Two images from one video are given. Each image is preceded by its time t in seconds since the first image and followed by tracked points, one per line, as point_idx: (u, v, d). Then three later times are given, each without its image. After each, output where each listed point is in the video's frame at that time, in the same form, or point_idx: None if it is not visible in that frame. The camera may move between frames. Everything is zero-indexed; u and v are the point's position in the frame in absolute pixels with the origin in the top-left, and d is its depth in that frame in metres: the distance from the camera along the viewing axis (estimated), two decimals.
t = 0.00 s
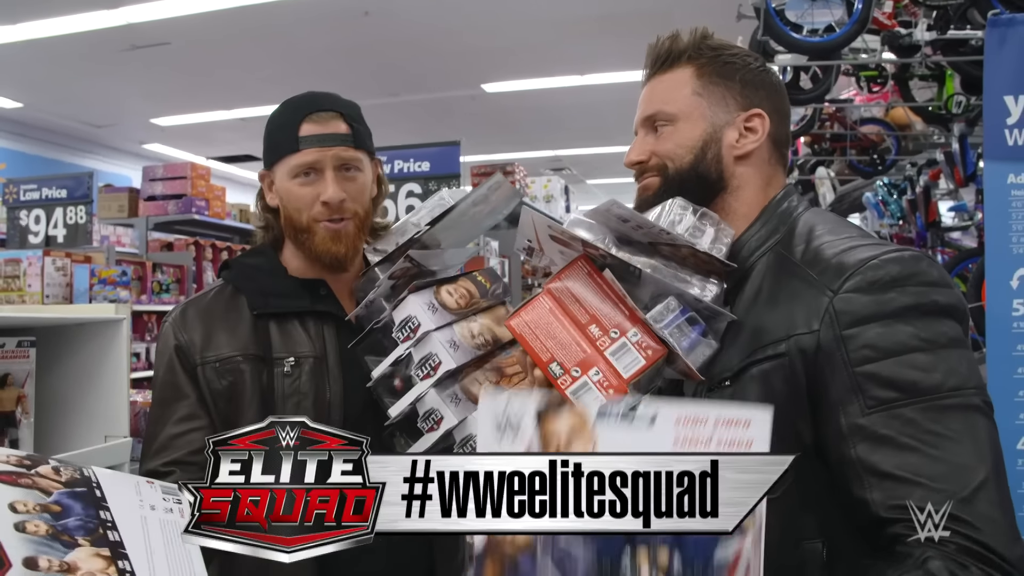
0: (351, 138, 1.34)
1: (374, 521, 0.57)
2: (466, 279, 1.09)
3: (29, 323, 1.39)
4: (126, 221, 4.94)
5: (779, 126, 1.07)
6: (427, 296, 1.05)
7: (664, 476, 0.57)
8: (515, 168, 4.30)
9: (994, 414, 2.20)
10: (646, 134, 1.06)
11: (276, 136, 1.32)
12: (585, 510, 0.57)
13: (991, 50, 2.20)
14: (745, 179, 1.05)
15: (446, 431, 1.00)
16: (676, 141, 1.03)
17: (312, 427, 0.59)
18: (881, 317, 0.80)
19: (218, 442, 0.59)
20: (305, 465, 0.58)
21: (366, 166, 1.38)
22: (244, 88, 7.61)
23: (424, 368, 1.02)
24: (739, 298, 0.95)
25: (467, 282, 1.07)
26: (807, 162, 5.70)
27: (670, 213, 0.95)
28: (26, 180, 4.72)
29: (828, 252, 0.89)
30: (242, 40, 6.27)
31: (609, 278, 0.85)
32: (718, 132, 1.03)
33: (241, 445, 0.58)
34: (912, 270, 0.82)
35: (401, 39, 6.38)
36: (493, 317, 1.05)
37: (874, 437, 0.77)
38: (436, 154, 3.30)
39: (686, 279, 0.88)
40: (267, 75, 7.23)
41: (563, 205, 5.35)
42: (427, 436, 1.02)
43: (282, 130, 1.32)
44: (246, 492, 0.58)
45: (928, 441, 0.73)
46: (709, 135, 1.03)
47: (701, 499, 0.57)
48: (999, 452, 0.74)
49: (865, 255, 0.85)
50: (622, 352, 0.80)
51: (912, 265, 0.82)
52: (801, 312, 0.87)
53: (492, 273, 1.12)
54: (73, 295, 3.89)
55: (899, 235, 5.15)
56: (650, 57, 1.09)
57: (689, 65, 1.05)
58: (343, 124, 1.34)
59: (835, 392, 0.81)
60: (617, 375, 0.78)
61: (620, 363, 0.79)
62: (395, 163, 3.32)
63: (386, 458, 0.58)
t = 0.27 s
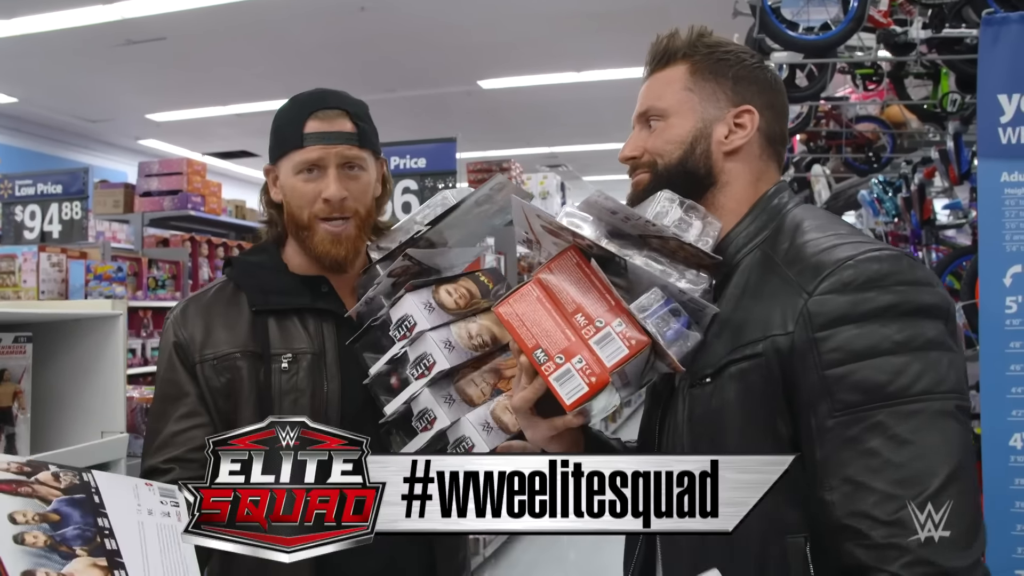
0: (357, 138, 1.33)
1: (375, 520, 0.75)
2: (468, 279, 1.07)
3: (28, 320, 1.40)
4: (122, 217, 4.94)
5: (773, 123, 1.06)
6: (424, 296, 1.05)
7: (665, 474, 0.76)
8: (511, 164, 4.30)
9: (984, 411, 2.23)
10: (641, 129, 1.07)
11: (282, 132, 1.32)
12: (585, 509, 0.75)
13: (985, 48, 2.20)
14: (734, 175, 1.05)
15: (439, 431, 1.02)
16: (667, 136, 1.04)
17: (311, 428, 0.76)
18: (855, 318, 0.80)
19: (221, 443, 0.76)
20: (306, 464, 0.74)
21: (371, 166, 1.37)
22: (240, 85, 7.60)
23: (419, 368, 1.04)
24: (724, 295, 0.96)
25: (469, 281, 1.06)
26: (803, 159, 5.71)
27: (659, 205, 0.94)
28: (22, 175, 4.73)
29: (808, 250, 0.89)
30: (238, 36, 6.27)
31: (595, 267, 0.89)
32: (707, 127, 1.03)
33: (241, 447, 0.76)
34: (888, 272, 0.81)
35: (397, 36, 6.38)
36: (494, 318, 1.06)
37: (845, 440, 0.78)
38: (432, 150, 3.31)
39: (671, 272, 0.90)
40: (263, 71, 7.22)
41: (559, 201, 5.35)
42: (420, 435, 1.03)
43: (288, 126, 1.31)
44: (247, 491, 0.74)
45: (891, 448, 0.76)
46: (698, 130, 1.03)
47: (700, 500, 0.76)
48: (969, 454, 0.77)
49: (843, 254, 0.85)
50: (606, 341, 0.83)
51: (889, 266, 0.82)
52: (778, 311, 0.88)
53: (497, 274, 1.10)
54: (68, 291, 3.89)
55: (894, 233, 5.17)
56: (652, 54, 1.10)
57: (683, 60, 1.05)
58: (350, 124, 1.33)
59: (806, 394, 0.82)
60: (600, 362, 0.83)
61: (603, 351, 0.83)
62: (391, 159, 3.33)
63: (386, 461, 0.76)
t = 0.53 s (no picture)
0: (357, 132, 1.32)
1: (375, 520, 0.74)
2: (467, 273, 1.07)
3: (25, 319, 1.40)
4: (118, 216, 4.93)
5: (756, 121, 1.08)
6: (420, 292, 1.04)
7: (665, 475, 0.75)
8: (508, 163, 4.29)
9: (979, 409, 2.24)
10: (624, 131, 1.07)
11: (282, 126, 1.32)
12: (585, 509, 0.74)
13: (979, 48, 2.20)
14: (718, 175, 1.06)
15: (435, 427, 1.01)
16: (649, 137, 1.04)
17: (312, 427, 0.76)
18: (831, 315, 0.81)
19: (221, 442, 0.76)
20: (306, 464, 0.75)
21: (370, 160, 1.36)
22: (237, 83, 7.60)
23: (414, 364, 1.03)
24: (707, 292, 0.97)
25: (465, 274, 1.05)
26: (800, 158, 5.72)
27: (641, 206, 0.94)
28: (18, 174, 4.70)
29: (789, 247, 0.91)
30: (234, 35, 6.26)
31: (580, 270, 0.88)
32: (690, 128, 1.04)
33: (241, 445, 0.76)
34: (864, 269, 0.82)
35: (393, 35, 6.38)
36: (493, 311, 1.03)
37: (817, 439, 0.78)
38: (429, 149, 3.31)
39: (656, 271, 0.90)
40: (259, 70, 7.22)
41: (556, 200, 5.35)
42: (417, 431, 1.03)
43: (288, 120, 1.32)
44: (247, 491, 0.75)
45: (862, 446, 0.76)
46: (682, 131, 1.04)
47: (701, 500, 0.74)
48: (946, 449, 0.77)
49: (822, 250, 0.86)
50: (592, 343, 0.84)
51: (865, 263, 0.83)
52: (758, 309, 0.89)
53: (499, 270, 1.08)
54: (65, 291, 3.88)
55: (890, 231, 5.19)
56: (634, 56, 1.11)
57: (665, 62, 1.06)
58: (350, 118, 1.33)
59: (783, 392, 0.83)
60: (586, 365, 0.83)
61: (589, 353, 0.83)
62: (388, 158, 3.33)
63: (387, 460, 0.74)
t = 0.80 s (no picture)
0: (355, 126, 1.33)
1: (375, 520, 0.74)
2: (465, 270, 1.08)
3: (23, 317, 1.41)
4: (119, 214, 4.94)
5: (742, 123, 1.08)
6: (415, 288, 1.04)
7: (665, 476, 0.76)
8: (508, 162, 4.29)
9: (978, 408, 2.24)
10: (611, 135, 1.07)
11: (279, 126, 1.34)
12: (585, 509, 0.75)
13: (979, 48, 2.20)
14: (704, 176, 1.06)
15: (434, 424, 1.01)
16: (635, 139, 1.04)
17: (312, 428, 0.76)
18: (814, 316, 0.80)
19: (221, 443, 0.76)
20: (306, 464, 0.75)
21: (364, 157, 1.37)
22: (237, 82, 7.59)
23: (410, 361, 1.02)
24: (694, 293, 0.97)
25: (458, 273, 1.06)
26: (800, 157, 5.73)
27: (626, 210, 0.94)
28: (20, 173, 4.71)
29: (773, 246, 0.90)
30: (235, 34, 6.26)
31: (567, 274, 0.89)
32: (675, 130, 1.04)
33: (242, 446, 0.76)
34: (848, 268, 0.81)
35: (394, 33, 6.37)
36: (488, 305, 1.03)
37: (803, 440, 0.77)
38: (429, 148, 3.32)
39: (645, 274, 0.90)
40: (259, 69, 7.22)
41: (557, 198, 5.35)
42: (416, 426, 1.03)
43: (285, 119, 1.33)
44: (247, 491, 0.75)
45: (847, 446, 0.75)
46: (667, 133, 1.04)
47: (701, 500, 0.76)
48: (935, 450, 0.76)
49: (805, 250, 0.85)
50: (580, 347, 0.84)
51: (850, 263, 0.82)
52: (742, 310, 0.89)
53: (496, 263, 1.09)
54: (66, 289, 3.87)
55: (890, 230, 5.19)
56: (620, 59, 1.11)
57: (650, 65, 1.06)
58: (348, 113, 1.33)
59: (768, 393, 0.82)
60: (574, 369, 0.84)
61: (578, 357, 0.84)
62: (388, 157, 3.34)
63: (387, 461, 0.75)
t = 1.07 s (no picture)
0: (361, 135, 1.33)
1: (374, 520, 0.71)
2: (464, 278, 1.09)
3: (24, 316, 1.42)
4: (122, 214, 4.94)
5: (740, 123, 1.08)
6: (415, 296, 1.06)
7: (665, 475, 0.72)
8: (510, 162, 4.28)
9: (981, 409, 2.23)
10: (609, 135, 1.08)
11: (286, 129, 1.34)
12: (586, 509, 0.72)
13: (982, 48, 2.20)
14: (702, 177, 1.06)
15: (429, 431, 1.01)
16: (633, 140, 1.05)
17: (313, 428, 0.72)
18: (811, 317, 0.80)
19: (220, 442, 0.71)
20: (306, 464, 0.71)
21: (373, 164, 1.37)
22: (240, 82, 7.60)
23: (409, 370, 1.04)
24: (692, 294, 0.97)
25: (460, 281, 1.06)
26: (803, 157, 5.72)
27: (623, 212, 0.94)
28: (23, 173, 4.73)
29: (771, 247, 0.90)
30: (238, 34, 6.27)
31: (564, 275, 0.89)
32: (673, 130, 1.04)
33: (242, 445, 0.71)
34: (846, 270, 0.81)
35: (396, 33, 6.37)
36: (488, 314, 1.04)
37: (799, 443, 0.77)
38: (432, 148, 3.32)
39: (643, 277, 0.90)
40: (263, 69, 7.22)
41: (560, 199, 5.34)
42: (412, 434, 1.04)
43: (291, 122, 1.33)
44: (247, 491, 0.70)
45: (842, 450, 0.74)
46: (665, 133, 1.04)
47: (701, 500, 0.72)
48: (933, 453, 0.75)
49: (803, 251, 0.85)
50: (576, 349, 0.84)
51: (847, 264, 0.82)
52: (738, 310, 0.88)
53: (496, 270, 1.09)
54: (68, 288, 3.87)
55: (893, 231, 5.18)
56: (618, 59, 1.11)
57: (648, 64, 1.06)
58: (355, 122, 1.33)
59: (765, 394, 0.82)
60: (570, 370, 0.83)
61: (574, 359, 0.84)
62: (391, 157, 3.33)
63: (387, 460, 0.72)
